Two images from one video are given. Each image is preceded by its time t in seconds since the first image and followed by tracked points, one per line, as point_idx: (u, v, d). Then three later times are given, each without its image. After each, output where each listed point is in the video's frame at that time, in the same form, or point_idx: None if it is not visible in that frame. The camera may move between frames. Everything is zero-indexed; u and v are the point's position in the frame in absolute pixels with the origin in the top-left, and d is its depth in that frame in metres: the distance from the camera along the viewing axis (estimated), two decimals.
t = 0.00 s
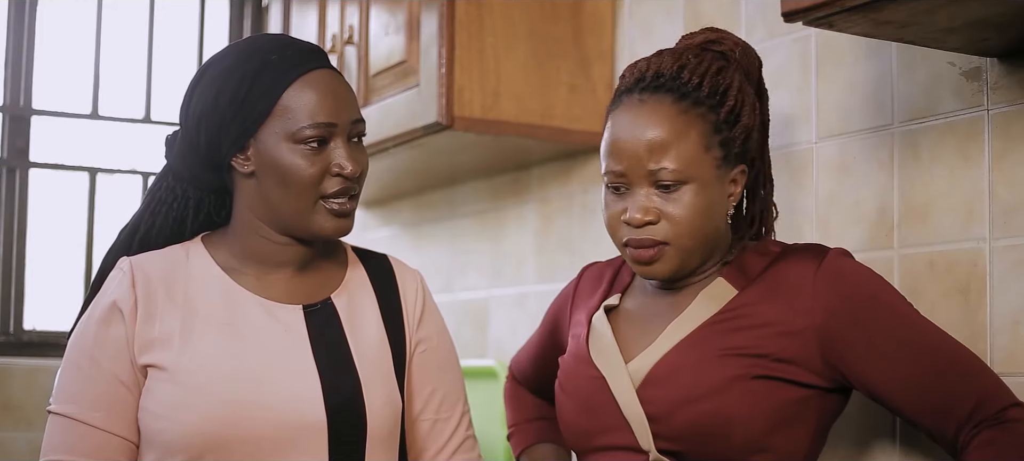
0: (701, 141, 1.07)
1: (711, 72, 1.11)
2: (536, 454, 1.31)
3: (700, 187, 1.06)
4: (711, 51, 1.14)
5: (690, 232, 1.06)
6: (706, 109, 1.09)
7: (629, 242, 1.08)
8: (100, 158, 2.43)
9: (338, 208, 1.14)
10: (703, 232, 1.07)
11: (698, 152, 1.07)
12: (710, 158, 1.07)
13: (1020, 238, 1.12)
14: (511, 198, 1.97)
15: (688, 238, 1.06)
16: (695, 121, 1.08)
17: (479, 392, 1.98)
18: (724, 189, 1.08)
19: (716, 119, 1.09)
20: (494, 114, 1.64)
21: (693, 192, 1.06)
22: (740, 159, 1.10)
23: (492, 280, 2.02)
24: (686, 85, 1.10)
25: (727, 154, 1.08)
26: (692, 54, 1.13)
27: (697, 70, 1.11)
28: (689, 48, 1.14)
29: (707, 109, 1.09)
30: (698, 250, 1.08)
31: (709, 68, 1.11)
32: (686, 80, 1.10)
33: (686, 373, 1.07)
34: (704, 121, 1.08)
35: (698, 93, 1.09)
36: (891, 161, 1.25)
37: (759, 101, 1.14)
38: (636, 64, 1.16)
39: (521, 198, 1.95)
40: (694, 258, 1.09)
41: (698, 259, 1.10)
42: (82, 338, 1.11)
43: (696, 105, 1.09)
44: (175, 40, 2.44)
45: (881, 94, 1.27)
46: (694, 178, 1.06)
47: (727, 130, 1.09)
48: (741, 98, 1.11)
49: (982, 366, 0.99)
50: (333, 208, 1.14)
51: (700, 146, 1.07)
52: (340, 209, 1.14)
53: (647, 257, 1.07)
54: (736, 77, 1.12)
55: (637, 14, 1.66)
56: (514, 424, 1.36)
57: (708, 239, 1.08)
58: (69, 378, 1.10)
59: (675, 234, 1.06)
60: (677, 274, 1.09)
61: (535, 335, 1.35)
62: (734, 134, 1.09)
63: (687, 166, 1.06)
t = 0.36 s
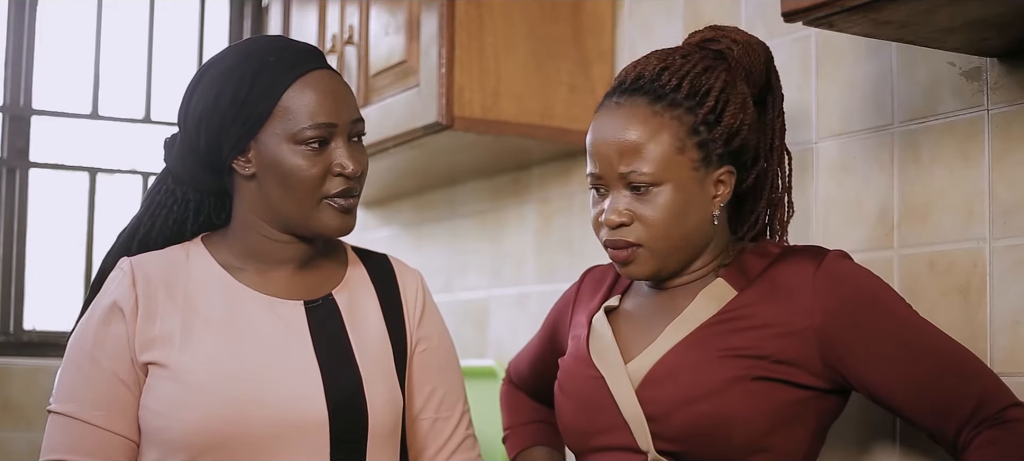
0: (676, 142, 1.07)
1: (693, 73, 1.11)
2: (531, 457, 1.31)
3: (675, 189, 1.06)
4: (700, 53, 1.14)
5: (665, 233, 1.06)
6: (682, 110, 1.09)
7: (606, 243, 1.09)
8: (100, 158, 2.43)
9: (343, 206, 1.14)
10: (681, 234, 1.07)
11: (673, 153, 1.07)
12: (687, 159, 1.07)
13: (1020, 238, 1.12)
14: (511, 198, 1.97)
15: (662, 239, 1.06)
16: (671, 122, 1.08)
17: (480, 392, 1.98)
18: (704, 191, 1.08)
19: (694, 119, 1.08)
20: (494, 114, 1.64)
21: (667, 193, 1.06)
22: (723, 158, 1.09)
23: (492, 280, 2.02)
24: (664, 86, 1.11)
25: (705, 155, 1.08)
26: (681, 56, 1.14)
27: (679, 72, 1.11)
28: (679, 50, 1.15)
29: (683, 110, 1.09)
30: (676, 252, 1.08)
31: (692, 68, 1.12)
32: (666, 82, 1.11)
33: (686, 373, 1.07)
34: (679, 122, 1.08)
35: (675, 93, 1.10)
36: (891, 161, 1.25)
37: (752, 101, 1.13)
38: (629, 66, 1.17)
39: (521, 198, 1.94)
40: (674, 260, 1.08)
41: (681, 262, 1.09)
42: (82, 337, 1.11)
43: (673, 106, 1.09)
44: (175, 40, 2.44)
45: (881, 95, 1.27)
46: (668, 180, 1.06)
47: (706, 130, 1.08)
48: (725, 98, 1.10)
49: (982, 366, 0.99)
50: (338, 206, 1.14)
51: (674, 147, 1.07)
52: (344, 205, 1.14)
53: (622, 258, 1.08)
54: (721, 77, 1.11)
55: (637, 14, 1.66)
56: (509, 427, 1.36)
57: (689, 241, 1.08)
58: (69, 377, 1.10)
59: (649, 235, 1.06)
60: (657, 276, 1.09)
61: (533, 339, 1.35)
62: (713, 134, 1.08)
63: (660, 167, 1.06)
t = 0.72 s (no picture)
0: (655, 143, 1.08)
1: (689, 77, 1.11)
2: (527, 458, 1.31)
3: (650, 190, 1.07)
4: (705, 57, 1.14)
5: (639, 232, 1.08)
6: (669, 113, 1.09)
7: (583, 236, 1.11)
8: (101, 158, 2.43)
9: (334, 207, 1.14)
10: (653, 235, 1.08)
11: (651, 154, 1.08)
12: (666, 161, 1.08)
13: (1020, 238, 1.12)
14: (511, 198, 1.97)
15: (633, 238, 1.08)
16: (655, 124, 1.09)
17: (479, 392, 1.98)
18: (682, 195, 1.08)
19: (680, 122, 1.09)
20: (494, 114, 1.64)
21: (641, 193, 1.07)
22: (708, 163, 1.09)
23: (492, 280, 2.02)
24: (655, 87, 1.11)
25: (686, 160, 1.08)
26: (684, 57, 1.13)
27: (674, 74, 1.12)
28: (685, 53, 1.14)
29: (669, 113, 1.09)
30: (649, 252, 1.09)
31: (688, 72, 1.11)
32: (658, 82, 1.11)
33: (685, 371, 1.07)
34: (661, 125, 1.09)
35: (664, 96, 1.10)
36: (890, 161, 1.25)
37: (751, 110, 1.12)
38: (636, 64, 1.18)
39: (521, 198, 1.94)
40: (648, 260, 1.10)
41: (657, 262, 1.10)
42: (84, 334, 1.11)
43: (660, 108, 1.10)
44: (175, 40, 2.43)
45: (880, 95, 1.27)
46: (643, 180, 1.07)
47: (690, 134, 1.09)
48: (719, 105, 1.10)
49: (981, 367, 0.99)
50: (329, 207, 1.14)
51: (653, 150, 1.08)
52: (336, 207, 1.14)
53: (598, 253, 1.10)
54: (718, 84, 1.11)
55: (637, 13, 1.66)
56: (506, 429, 1.36)
57: (664, 242, 1.09)
58: (72, 374, 1.10)
59: (619, 232, 1.08)
60: (630, 274, 1.10)
61: (532, 337, 1.35)
62: (696, 140, 1.09)
63: (637, 167, 1.07)
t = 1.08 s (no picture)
0: (658, 154, 1.08)
1: (693, 87, 1.11)
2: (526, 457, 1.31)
3: (651, 199, 1.07)
4: (710, 65, 1.13)
5: (636, 241, 1.07)
6: (672, 123, 1.09)
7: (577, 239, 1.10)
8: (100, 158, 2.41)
9: (335, 196, 1.14)
10: (651, 242, 1.08)
11: (653, 164, 1.07)
12: (667, 173, 1.08)
13: (1020, 238, 1.12)
14: (511, 198, 1.97)
15: (631, 245, 1.07)
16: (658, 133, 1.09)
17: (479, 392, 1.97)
18: (681, 204, 1.09)
19: (682, 134, 1.09)
20: (494, 114, 1.64)
21: (640, 203, 1.07)
22: (707, 174, 1.09)
23: (492, 280, 2.02)
24: (660, 95, 1.11)
25: (687, 172, 1.08)
26: (686, 65, 1.13)
27: (679, 82, 1.11)
28: (691, 59, 1.14)
29: (673, 123, 1.09)
30: (645, 259, 1.09)
31: (692, 81, 1.11)
32: (662, 90, 1.11)
33: (682, 377, 1.07)
34: (665, 134, 1.09)
35: (668, 105, 1.10)
36: (890, 162, 1.25)
37: (750, 122, 1.12)
38: (634, 66, 1.17)
39: (521, 198, 1.94)
40: (644, 267, 1.10)
41: (651, 269, 1.11)
42: (84, 335, 1.11)
43: (663, 118, 1.09)
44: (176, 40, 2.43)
45: (881, 95, 1.27)
46: (644, 189, 1.07)
47: (692, 147, 1.09)
48: (721, 117, 1.10)
49: (979, 367, 0.99)
50: (330, 197, 1.14)
51: (656, 159, 1.07)
52: (337, 196, 1.14)
53: (592, 257, 1.09)
54: (721, 96, 1.11)
55: (637, 13, 1.66)
56: (502, 426, 1.36)
57: (659, 250, 1.09)
58: (71, 375, 1.09)
59: (617, 239, 1.07)
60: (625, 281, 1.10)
61: (526, 335, 1.35)
62: (698, 152, 1.09)
63: (638, 177, 1.07)
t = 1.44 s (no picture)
0: (662, 131, 1.08)
1: (692, 68, 1.12)
2: (521, 455, 1.32)
3: (658, 178, 1.07)
4: (709, 51, 1.15)
5: (646, 221, 1.07)
6: (674, 101, 1.10)
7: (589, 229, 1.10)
8: (100, 159, 2.40)
9: (329, 211, 1.14)
10: (662, 223, 1.08)
11: (658, 142, 1.08)
12: (673, 149, 1.08)
13: (1020, 238, 1.12)
14: (511, 198, 1.97)
15: (642, 226, 1.07)
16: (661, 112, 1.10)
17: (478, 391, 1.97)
18: (689, 181, 1.09)
19: (686, 111, 1.10)
20: (493, 114, 1.64)
21: (649, 180, 1.07)
22: (715, 151, 1.10)
23: (492, 280, 2.02)
24: (659, 77, 1.12)
25: (692, 148, 1.09)
26: (685, 50, 1.14)
27: (678, 64, 1.12)
28: (690, 46, 1.15)
29: (674, 101, 1.10)
30: (659, 241, 1.09)
31: (690, 62, 1.12)
32: (661, 73, 1.12)
33: (681, 374, 1.07)
34: (667, 113, 1.09)
35: (669, 85, 1.11)
36: (890, 161, 1.25)
37: (755, 100, 1.13)
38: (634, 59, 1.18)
39: (521, 198, 1.94)
40: (658, 251, 1.09)
41: (666, 254, 1.10)
42: (86, 329, 1.11)
43: (665, 97, 1.11)
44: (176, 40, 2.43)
45: (880, 95, 1.27)
46: (651, 167, 1.07)
47: (695, 123, 1.09)
48: (723, 95, 1.11)
49: (980, 366, 0.99)
50: (324, 212, 1.14)
51: (660, 138, 1.08)
52: (331, 212, 1.14)
53: (604, 244, 1.09)
54: (721, 74, 1.12)
55: (637, 13, 1.66)
56: (498, 422, 1.36)
57: (672, 230, 1.09)
58: (71, 371, 1.09)
59: (628, 221, 1.07)
60: (639, 266, 1.10)
61: (523, 329, 1.35)
62: (702, 128, 1.09)
63: (644, 155, 1.07)
